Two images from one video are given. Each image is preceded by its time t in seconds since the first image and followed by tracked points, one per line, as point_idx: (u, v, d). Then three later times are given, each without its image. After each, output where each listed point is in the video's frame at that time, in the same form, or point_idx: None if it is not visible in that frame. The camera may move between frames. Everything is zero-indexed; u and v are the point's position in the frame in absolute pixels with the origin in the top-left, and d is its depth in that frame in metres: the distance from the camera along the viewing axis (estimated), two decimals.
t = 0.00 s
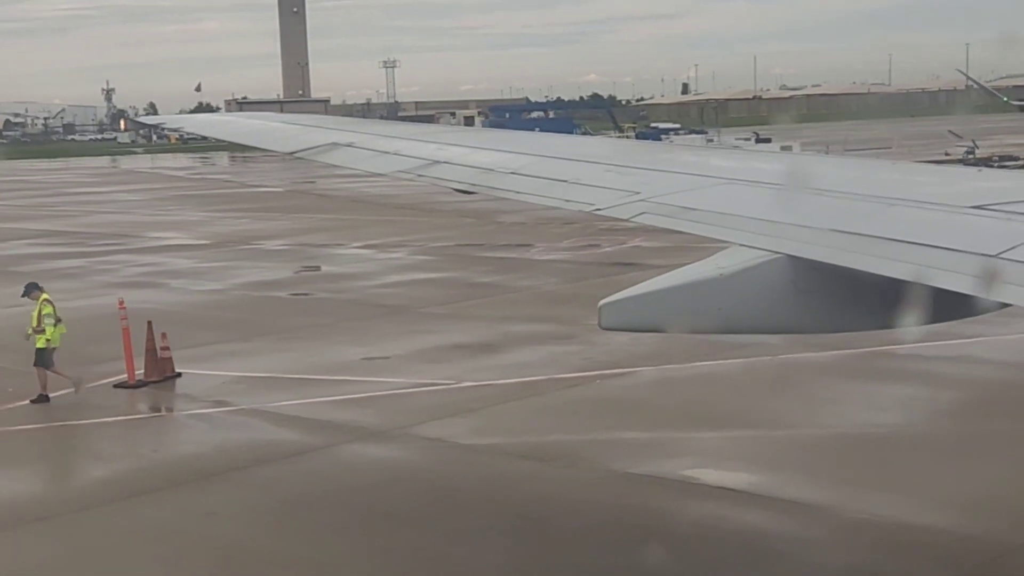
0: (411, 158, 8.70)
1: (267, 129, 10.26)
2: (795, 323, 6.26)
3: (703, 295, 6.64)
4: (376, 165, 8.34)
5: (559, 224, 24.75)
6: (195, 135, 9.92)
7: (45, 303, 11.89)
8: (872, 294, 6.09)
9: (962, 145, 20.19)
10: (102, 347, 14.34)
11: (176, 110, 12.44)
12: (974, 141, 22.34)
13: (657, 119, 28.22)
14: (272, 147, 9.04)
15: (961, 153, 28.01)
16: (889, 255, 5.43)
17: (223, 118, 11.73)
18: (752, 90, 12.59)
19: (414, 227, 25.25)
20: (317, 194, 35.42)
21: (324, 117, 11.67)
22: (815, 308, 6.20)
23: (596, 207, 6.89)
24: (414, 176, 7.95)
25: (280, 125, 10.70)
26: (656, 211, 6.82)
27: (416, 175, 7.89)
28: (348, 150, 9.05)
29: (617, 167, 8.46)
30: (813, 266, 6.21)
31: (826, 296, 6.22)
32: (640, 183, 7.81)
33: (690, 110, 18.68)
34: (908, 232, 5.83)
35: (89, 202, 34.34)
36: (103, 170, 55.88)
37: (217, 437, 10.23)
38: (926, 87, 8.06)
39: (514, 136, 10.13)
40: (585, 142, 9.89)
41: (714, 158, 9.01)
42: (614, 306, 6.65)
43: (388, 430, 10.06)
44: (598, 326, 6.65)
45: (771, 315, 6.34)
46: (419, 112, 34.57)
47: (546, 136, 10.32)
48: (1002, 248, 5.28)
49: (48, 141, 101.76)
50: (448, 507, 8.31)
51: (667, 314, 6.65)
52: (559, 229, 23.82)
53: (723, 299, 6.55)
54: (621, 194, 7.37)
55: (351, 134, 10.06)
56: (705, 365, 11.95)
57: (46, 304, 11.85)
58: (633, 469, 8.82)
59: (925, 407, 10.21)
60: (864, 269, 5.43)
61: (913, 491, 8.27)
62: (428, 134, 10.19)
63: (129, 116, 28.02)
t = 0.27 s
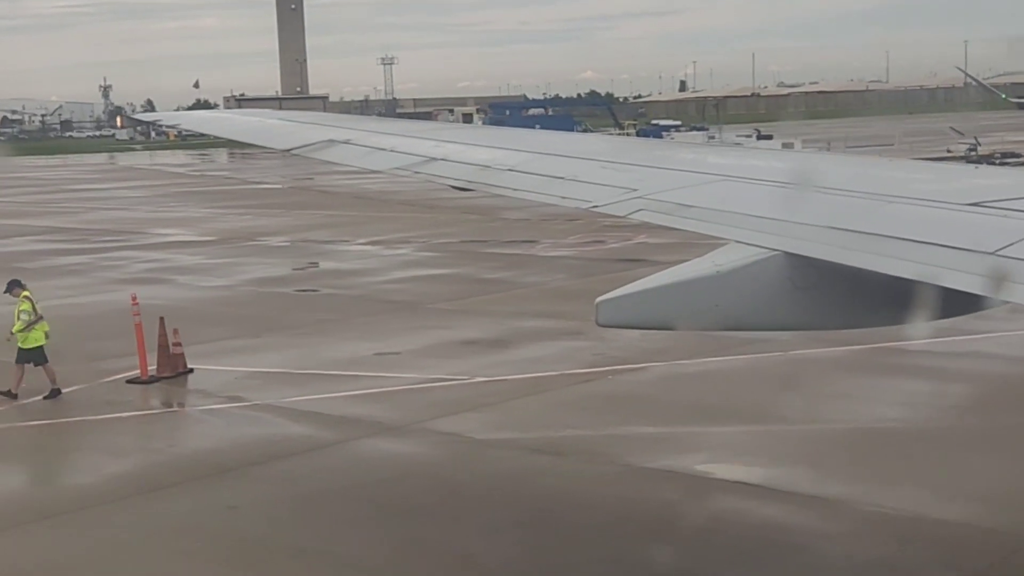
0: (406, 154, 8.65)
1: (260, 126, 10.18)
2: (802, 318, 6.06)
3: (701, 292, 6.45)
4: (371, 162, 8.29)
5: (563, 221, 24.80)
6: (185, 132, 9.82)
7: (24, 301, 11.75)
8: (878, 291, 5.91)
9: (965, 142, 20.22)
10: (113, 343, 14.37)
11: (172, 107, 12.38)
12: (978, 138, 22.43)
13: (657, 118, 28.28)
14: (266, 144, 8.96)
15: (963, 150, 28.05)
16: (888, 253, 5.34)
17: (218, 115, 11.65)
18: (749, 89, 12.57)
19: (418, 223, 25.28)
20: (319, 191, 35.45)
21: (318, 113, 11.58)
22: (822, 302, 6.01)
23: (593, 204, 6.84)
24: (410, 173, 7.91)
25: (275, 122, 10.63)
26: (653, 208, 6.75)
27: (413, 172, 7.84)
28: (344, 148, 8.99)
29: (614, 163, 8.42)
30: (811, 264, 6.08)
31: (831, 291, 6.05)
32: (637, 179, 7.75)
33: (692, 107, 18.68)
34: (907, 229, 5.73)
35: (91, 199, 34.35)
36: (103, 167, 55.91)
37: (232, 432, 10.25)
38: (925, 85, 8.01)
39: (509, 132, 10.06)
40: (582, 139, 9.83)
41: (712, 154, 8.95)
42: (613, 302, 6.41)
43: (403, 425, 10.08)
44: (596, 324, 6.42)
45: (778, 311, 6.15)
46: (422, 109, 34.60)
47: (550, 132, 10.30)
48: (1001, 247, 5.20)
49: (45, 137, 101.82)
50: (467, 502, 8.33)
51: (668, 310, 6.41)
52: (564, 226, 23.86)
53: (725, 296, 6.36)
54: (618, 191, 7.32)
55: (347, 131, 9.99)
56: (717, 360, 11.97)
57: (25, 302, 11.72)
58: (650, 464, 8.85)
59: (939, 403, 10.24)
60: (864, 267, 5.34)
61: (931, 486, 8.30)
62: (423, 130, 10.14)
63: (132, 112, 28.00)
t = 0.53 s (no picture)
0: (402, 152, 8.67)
1: (256, 124, 10.18)
2: (791, 316, 6.41)
3: (694, 288, 6.74)
4: (366, 159, 8.31)
5: (564, 218, 24.91)
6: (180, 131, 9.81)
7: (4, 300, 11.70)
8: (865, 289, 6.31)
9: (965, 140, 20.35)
10: (122, 339, 14.42)
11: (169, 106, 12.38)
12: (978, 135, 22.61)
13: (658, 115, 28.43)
14: (262, 143, 8.97)
15: (962, 147, 28.21)
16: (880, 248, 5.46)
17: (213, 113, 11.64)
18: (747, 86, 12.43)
19: (420, 220, 25.36)
20: (318, 188, 35.51)
21: (312, 112, 11.56)
22: (811, 301, 6.35)
23: (587, 201, 6.88)
24: (405, 171, 7.92)
25: (271, 121, 10.64)
26: (649, 205, 6.83)
27: (411, 170, 7.88)
28: (341, 146, 9.01)
29: (609, 160, 8.45)
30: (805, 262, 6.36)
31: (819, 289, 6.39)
32: (633, 176, 7.82)
33: (693, 105, 18.76)
34: (899, 225, 5.86)
35: (91, 197, 34.35)
36: (101, 165, 55.91)
37: (247, 427, 10.32)
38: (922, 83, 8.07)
39: (506, 129, 10.10)
40: (579, 137, 9.84)
41: (708, 151, 9.01)
42: (610, 301, 6.73)
43: (417, 420, 10.16)
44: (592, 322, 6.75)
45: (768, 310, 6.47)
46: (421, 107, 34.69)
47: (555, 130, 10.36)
48: (990, 243, 5.34)
49: (41, 135, 101.74)
50: (486, 495, 8.41)
51: (663, 308, 6.73)
52: (566, 223, 23.98)
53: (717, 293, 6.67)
54: (613, 188, 7.36)
55: (343, 128, 10.00)
56: (726, 356, 12.07)
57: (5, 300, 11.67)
58: (665, 458, 8.94)
59: (949, 397, 10.36)
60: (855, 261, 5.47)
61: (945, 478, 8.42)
62: (419, 128, 10.15)
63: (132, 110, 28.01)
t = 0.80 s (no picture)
0: (399, 149, 8.66)
1: (251, 121, 10.14)
2: (793, 314, 6.07)
3: (691, 286, 6.31)
4: (363, 156, 8.31)
5: (568, 214, 24.95)
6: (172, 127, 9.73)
7: None
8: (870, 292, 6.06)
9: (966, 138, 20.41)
10: (131, 336, 14.42)
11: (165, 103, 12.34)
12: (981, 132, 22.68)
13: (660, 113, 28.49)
14: (256, 139, 8.92)
15: (963, 144, 28.30)
16: (885, 245, 5.37)
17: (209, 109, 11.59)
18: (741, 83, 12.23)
19: (423, 217, 25.38)
20: (319, 185, 35.54)
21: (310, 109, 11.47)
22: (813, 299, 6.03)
23: (584, 198, 6.89)
24: (402, 168, 7.93)
25: (266, 117, 10.60)
26: (643, 201, 6.82)
27: (406, 166, 7.92)
28: (336, 142, 8.99)
29: (606, 157, 8.45)
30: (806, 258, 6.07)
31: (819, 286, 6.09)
32: (629, 173, 7.83)
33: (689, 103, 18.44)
34: (901, 221, 5.71)
35: (92, 193, 34.35)
36: (100, 163, 55.91)
37: (261, 423, 10.32)
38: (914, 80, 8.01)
39: (504, 127, 10.06)
40: (576, 133, 9.83)
41: (704, 149, 8.99)
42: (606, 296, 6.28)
43: (432, 416, 10.17)
44: (585, 317, 6.25)
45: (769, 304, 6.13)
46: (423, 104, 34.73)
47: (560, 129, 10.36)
48: (995, 238, 5.23)
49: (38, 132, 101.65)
50: (504, 491, 8.43)
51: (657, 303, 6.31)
52: (569, 220, 24.02)
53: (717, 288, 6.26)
54: (609, 184, 7.37)
55: (339, 125, 9.98)
56: (737, 351, 12.10)
57: None
58: (682, 453, 8.96)
59: (962, 392, 10.39)
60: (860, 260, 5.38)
61: (962, 473, 8.45)
62: (415, 125, 10.13)
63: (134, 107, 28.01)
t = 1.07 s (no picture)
0: (393, 147, 8.67)
1: (245, 120, 10.12)
2: (778, 310, 6.61)
3: (684, 284, 6.95)
4: (356, 154, 8.33)
5: (571, 212, 24.99)
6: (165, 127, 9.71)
7: None
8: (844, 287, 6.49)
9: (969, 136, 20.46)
10: (139, 334, 14.46)
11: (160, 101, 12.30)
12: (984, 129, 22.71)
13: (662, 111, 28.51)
14: (250, 139, 8.93)
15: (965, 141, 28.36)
16: (846, 238, 5.56)
17: (203, 108, 11.56)
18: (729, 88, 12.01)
19: (426, 215, 25.42)
20: (320, 183, 35.58)
21: (303, 107, 11.44)
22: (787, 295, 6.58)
23: (576, 195, 6.95)
24: (396, 165, 7.96)
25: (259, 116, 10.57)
26: (635, 197, 6.88)
27: (400, 163, 7.99)
28: (329, 141, 8.98)
29: (601, 155, 8.49)
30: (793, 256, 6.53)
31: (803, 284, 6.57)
32: (621, 170, 7.91)
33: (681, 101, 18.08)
34: (883, 217, 5.86)
35: (93, 192, 34.40)
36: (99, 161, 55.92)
37: (274, 419, 10.36)
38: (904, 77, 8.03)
39: (499, 125, 10.08)
40: (571, 132, 9.84)
41: (698, 148, 9.03)
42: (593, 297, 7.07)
43: (444, 412, 10.21)
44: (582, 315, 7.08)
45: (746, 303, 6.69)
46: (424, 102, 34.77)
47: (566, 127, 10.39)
48: (972, 234, 5.36)
49: (35, 131, 101.59)
50: (518, 486, 8.48)
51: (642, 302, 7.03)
52: (572, 217, 24.05)
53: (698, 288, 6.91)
54: (602, 181, 7.42)
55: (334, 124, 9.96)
56: (746, 347, 12.15)
57: None
58: (694, 448, 9.01)
59: (972, 386, 10.44)
60: (820, 251, 5.58)
61: (975, 467, 8.50)
62: (410, 123, 10.12)
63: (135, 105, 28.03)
